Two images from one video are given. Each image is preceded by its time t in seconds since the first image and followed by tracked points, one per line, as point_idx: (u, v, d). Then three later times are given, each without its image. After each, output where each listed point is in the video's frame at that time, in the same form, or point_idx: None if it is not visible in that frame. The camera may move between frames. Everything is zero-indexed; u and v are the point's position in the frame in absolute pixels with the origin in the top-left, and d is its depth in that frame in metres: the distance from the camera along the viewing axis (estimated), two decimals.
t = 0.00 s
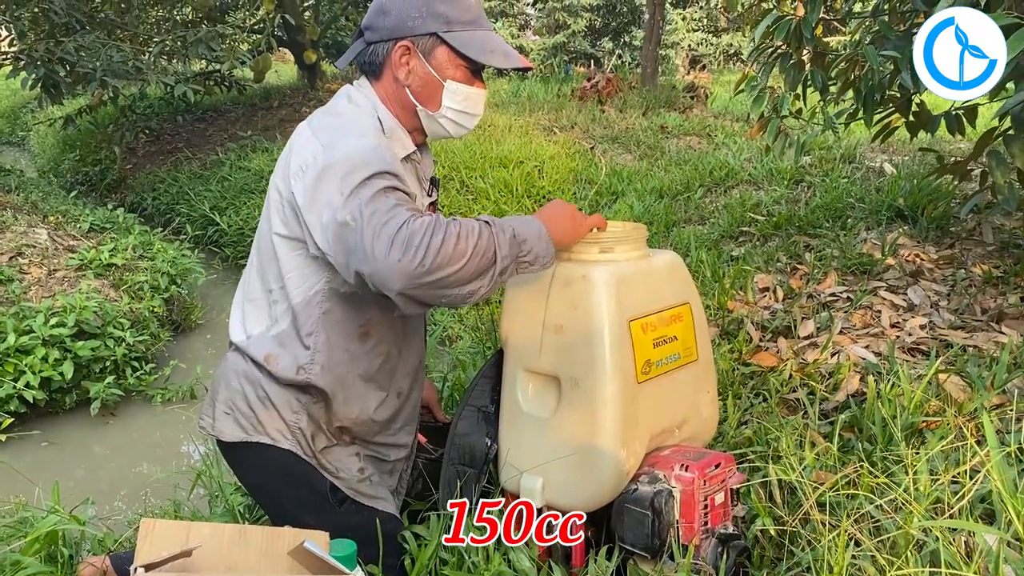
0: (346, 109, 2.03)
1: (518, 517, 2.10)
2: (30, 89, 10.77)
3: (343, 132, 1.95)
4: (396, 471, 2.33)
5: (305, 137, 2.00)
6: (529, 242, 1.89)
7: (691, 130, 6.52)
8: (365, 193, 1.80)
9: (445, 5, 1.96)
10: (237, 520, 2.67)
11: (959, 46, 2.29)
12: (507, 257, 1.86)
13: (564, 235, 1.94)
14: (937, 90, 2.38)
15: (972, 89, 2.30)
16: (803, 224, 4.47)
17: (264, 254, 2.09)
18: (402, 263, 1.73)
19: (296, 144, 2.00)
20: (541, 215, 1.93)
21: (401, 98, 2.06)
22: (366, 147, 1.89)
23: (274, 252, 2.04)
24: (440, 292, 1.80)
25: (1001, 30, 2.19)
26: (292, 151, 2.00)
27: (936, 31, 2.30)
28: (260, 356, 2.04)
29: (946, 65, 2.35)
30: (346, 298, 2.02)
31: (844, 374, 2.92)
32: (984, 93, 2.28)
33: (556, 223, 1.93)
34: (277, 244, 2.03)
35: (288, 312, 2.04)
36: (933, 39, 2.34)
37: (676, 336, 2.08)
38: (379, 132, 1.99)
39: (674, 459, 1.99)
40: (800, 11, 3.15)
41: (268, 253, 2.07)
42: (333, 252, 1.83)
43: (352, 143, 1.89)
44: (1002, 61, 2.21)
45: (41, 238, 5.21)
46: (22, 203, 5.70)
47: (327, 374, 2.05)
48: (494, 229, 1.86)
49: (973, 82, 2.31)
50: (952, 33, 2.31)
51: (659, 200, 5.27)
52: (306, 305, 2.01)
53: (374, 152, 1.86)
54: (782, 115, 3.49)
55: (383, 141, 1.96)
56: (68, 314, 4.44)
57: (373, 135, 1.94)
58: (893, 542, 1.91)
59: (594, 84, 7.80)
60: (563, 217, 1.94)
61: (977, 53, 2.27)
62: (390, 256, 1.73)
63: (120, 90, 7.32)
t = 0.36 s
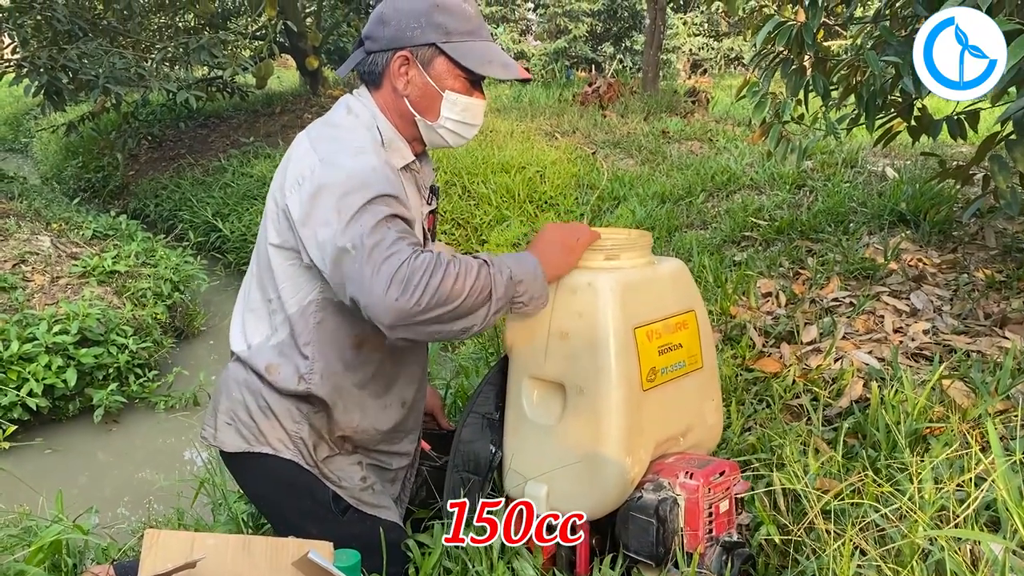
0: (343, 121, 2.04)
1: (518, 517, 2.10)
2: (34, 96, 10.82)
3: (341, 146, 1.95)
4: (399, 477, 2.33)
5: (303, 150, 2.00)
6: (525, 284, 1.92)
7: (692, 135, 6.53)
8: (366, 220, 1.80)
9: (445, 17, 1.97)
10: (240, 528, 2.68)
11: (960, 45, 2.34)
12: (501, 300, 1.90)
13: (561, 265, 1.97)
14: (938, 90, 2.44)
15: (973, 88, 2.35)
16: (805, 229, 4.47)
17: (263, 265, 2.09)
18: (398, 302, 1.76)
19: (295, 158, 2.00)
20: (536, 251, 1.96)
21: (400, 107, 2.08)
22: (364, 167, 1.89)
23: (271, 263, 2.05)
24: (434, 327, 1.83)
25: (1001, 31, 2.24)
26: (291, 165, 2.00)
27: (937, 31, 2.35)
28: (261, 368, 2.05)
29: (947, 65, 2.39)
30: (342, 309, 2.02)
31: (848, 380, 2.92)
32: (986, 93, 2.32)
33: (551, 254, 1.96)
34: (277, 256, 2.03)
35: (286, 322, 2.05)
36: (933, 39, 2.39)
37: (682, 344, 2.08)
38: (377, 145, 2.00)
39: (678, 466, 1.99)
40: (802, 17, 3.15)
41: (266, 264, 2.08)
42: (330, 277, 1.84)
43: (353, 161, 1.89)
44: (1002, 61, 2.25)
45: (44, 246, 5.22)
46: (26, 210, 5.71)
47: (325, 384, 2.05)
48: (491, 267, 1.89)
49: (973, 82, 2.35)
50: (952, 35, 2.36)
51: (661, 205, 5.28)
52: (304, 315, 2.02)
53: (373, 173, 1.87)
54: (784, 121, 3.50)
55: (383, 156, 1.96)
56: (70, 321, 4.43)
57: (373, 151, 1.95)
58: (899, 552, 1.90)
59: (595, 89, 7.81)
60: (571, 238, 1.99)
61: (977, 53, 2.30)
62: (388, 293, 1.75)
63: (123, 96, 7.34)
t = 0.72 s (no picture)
0: (373, 194, 2.09)
1: (519, 518, 2.25)
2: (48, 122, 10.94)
3: (371, 224, 2.00)
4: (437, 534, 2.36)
5: (334, 225, 2.05)
6: (538, 368, 2.00)
7: (706, 152, 6.56)
8: (387, 315, 1.87)
9: (474, 90, 2.01)
10: None
11: (959, 46, 2.43)
12: (514, 386, 1.97)
13: (575, 338, 2.01)
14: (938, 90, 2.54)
15: (973, 89, 2.47)
16: (823, 251, 4.48)
17: (297, 333, 2.15)
18: (413, 402, 1.85)
19: (326, 235, 2.06)
20: (548, 326, 2.03)
21: (429, 176, 2.11)
22: (392, 250, 1.94)
23: (305, 333, 2.10)
24: (451, 418, 1.92)
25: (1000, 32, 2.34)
26: (322, 243, 2.06)
27: (938, 31, 2.44)
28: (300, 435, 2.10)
29: (948, 64, 2.50)
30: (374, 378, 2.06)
31: (873, 417, 2.94)
32: (985, 92, 2.42)
33: (565, 329, 2.01)
34: (308, 328, 2.08)
35: (322, 391, 2.09)
36: (934, 39, 2.49)
37: (709, 403, 2.11)
38: (406, 220, 2.04)
39: (712, 527, 2.02)
40: (819, 53, 3.17)
41: (300, 333, 2.13)
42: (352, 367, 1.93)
43: (378, 246, 1.95)
44: (1001, 60, 2.37)
45: (70, 283, 5.29)
46: (49, 246, 5.79)
47: (362, 450, 2.09)
48: (505, 356, 1.96)
49: (972, 82, 2.46)
50: (952, 35, 2.45)
51: (677, 227, 5.31)
52: (339, 386, 2.06)
53: (396, 261, 1.92)
54: (803, 155, 3.52)
55: (409, 237, 2.01)
56: (99, 360, 4.49)
57: (398, 231, 2.00)
58: None
59: (606, 105, 7.84)
60: (586, 305, 2.03)
61: (977, 53, 2.42)
62: (403, 393, 1.84)
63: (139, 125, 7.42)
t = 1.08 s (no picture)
0: (395, 199, 2.11)
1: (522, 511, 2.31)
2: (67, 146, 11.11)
3: (396, 227, 2.02)
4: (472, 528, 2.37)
5: (360, 231, 2.08)
6: (567, 364, 1.99)
7: (721, 145, 6.55)
8: (414, 319, 1.90)
9: (483, 92, 2.03)
10: None
11: (959, 46, 2.48)
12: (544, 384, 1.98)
13: (606, 334, 2.01)
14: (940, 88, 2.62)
15: (973, 87, 2.56)
16: (844, 238, 4.46)
17: (327, 337, 2.18)
18: (440, 406, 1.87)
19: (350, 241, 2.09)
20: (577, 324, 2.03)
21: (443, 179, 2.14)
22: (418, 254, 1.96)
23: (334, 337, 2.13)
24: (481, 418, 1.94)
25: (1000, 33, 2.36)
26: (348, 248, 2.09)
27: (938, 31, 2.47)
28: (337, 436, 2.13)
29: (948, 63, 2.56)
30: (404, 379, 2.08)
31: (903, 401, 2.93)
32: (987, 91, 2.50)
33: (596, 326, 2.01)
34: (338, 332, 2.11)
35: (354, 392, 2.11)
36: (933, 39, 2.53)
37: (741, 393, 2.12)
38: (428, 223, 2.06)
39: (746, 514, 2.03)
40: (831, 39, 3.16)
41: (329, 337, 2.16)
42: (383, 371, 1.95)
43: (402, 251, 1.97)
44: (1001, 60, 2.40)
45: (97, 303, 5.37)
46: (75, 267, 5.88)
47: (395, 448, 2.11)
48: (534, 355, 1.97)
49: (974, 81, 2.54)
50: (951, 35, 2.49)
51: (696, 221, 5.31)
52: (370, 385, 2.08)
53: (420, 265, 1.95)
54: (820, 143, 3.51)
55: (432, 240, 2.03)
56: (129, 377, 4.55)
57: (422, 235, 2.02)
58: None
59: (618, 103, 7.84)
60: (616, 301, 2.02)
61: (976, 54, 2.46)
62: (432, 396, 1.87)
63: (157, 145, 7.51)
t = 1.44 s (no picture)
0: (410, 183, 2.11)
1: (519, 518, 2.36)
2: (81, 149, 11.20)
3: (412, 211, 2.01)
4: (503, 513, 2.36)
5: (377, 216, 2.08)
6: (586, 346, 1.97)
7: (735, 126, 6.51)
8: (431, 304, 1.89)
9: (497, 71, 2.02)
10: (346, 573, 2.76)
11: (960, 45, 2.93)
12: (565, 364, 1.96)
13: (623, 315, 2.00)
14: (940, 87, 3.06)
15: (973, 86, 3.01)
16: (864, 215, 4.42)
17: (348, 323, 2.18)
18: (460, 389, 1.87)
19: (368, 225, 2.09)
20: (595, 304, 2.01)
21: (459, 161, 2.13)
22: (435, 237, 1.95)
23: (356, 322, 2.13)
24: (502, 401, 1.94)
25: (998, 34, 2.84)
26: (366, 233, 2.09)
27: (940, 30, 2.91)
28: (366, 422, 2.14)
29: (948, 64, 3.00)
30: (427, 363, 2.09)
31: (931, 375, 2.90)
32: (986, 86, 2.99)
33: (613, 307, 2.00)
34: (359, 318, 2.11)
35: (378, 376, 2.12)
36: (934, 39, 2.96)
37: (766, 369, 2.10)
38: (444, 206, 2.06)
39: (777, 490, 2.02)
40: (847, 12, 3.12)
41: (351, 323, 2.16)
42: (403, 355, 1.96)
43: (418, 234, 1.96)
44: (1000, 59, 2.87)
45: (117, 302, 5.41)
46: (95, 268, 5.92)
47: (424, 433, 2.12)
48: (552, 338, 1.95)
49: (972, 80, 3.01)
50: (952, 34, 2.94)
51: (713, 203, 5.28)
52: (394, 370, 2.09)
53: (438, 248, 1.94)
54: (839, 118, 3.48)
55: (448, 222, 2.02)
56: (152, 374, 4.57)
57: (438, 217, 2.01)
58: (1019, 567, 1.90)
59: (629, 88, 7.80)
60: (634, 282, 2.01)
61: (977, 53, 2.92)
62: (451, 380, 1.86)
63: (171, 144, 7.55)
